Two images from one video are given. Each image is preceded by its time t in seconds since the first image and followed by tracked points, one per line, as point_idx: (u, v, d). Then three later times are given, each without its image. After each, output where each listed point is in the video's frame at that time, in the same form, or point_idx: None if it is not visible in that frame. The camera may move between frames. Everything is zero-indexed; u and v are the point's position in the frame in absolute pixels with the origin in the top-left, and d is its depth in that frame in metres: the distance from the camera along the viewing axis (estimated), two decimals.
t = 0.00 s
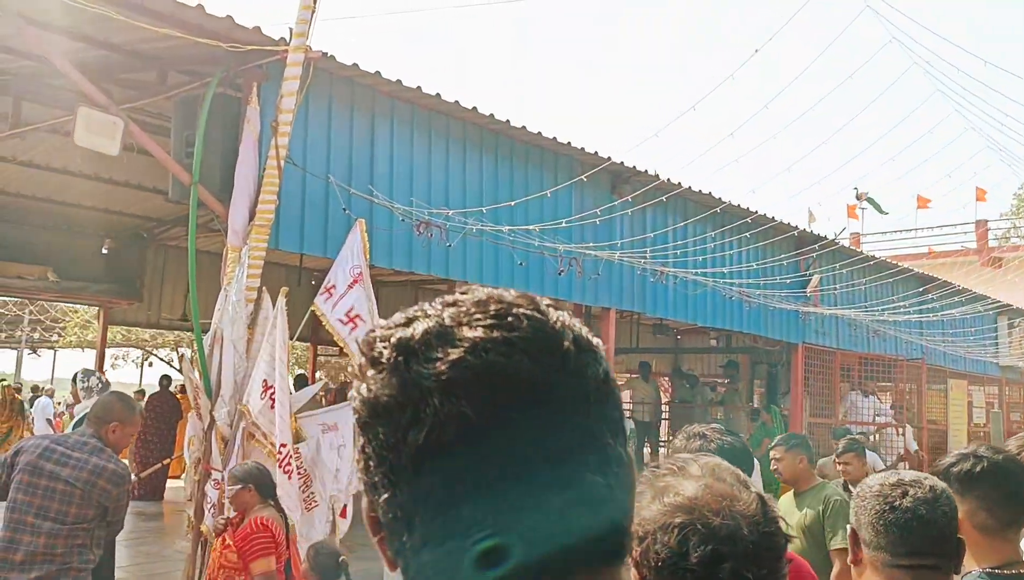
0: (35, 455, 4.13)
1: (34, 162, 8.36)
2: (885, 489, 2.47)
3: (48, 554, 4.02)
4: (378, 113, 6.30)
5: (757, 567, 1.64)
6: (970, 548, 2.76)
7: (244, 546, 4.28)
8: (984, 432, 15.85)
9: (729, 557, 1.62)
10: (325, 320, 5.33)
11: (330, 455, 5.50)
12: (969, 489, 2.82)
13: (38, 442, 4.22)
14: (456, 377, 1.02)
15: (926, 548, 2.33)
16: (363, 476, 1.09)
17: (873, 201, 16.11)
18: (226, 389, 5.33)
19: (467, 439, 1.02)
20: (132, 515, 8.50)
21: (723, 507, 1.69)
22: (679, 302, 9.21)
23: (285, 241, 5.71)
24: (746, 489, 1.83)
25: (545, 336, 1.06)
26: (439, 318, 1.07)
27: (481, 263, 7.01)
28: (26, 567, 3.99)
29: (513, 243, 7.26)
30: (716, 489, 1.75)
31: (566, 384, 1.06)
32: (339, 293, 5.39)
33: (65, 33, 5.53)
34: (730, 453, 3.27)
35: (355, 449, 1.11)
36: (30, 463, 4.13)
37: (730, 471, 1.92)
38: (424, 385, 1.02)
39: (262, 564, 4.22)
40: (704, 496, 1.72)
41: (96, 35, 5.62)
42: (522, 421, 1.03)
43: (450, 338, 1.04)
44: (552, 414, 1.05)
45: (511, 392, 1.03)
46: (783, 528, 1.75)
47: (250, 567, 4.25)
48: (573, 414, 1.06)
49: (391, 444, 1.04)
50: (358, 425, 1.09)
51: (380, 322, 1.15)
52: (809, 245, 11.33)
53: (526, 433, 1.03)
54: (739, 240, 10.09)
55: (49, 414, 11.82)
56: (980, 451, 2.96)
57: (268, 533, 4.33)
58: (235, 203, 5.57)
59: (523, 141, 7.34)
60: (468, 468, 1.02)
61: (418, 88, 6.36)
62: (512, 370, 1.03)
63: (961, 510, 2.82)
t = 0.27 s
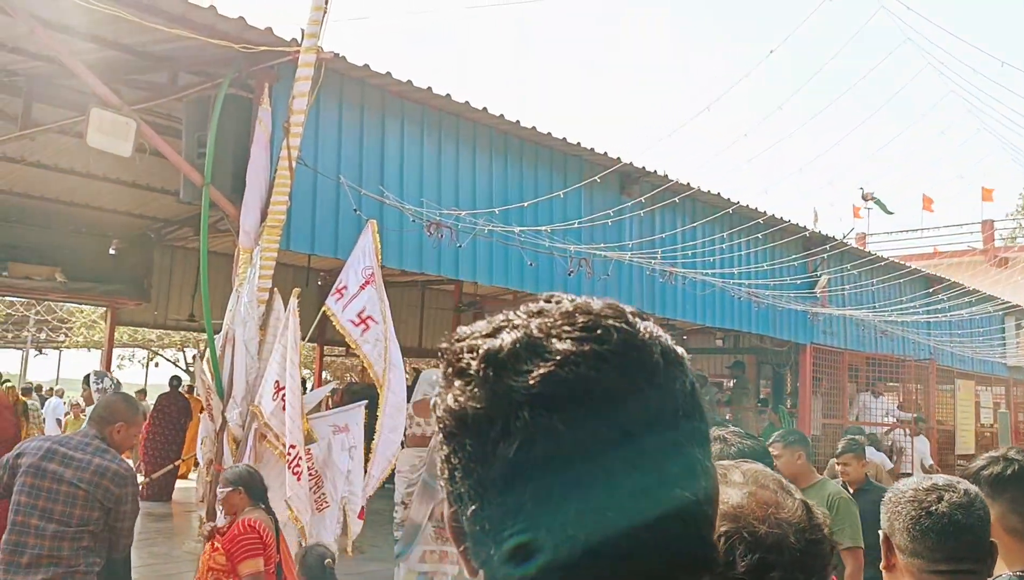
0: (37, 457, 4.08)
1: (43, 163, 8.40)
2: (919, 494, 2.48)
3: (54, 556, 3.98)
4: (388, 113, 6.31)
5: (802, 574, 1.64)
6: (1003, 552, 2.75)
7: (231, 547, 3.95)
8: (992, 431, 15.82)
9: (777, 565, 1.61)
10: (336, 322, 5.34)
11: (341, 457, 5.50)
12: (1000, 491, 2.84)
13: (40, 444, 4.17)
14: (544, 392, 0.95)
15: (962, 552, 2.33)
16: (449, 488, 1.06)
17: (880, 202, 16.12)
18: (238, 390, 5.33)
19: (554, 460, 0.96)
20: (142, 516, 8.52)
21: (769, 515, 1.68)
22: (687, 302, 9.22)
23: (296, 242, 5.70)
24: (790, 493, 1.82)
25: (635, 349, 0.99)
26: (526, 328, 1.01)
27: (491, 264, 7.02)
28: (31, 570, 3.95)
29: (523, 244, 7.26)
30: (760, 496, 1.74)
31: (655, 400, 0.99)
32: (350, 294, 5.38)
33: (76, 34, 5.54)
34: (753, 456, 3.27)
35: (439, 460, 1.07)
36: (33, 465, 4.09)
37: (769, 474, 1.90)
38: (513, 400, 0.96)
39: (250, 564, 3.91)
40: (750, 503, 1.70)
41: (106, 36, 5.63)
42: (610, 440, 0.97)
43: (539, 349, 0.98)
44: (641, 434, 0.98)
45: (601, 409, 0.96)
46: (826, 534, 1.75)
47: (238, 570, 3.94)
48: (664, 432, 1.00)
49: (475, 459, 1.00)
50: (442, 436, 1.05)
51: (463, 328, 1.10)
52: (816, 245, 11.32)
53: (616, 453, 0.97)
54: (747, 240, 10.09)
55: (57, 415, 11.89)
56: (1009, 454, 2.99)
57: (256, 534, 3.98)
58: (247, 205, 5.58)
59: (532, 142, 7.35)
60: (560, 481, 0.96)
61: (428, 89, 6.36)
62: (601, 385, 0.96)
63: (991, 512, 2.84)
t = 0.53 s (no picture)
0: (35, 459, 4.01)
1: (50, 163, 8.42)
2: (946, 496, 2.50)
3: (55, 558, 3.92)
4: (395, 114, 6.31)
5: None
6: None
7: (216, 541, 3.98)
8: (996, 431, 15.84)
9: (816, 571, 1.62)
10: (345, 322, 5.32)
11: (349, 457, 5.51)
12: None
13: (37, 445, 4.10)
14: (618, 401, 0.91)
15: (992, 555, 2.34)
16: (514, 495, 1.02)
17: (882, 203, 16.12)
18: (248, 390, 5.35)
19: (636, 474, 0.92)
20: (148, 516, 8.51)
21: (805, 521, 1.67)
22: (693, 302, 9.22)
23: (304, 243, 5.68)
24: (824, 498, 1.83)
25: (709, 358, 0.95)
26: (600, 334, 0.96)
27: (498, 263, 7.03)
28: (34, 572, 3.91)
29: (530, 244, 7.26)
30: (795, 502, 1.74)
31: (733, 409, 0.95)
32: (359, 294, 5.37)
33: (85, 35, 5.55)
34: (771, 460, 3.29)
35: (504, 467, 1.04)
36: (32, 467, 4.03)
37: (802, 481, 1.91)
38: (589, 407, 0.92)
39: (235, 559, 3.93)
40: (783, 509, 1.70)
41: (116, 37, 5.64)
42: (680, 443, 0.92)
43: (613, 357, 0.94)
44: (715, 447, 0.94)
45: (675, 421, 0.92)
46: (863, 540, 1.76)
47: (223, 564, 3.97)
48: (740, 446, 0.95)
49: (544, 468, 0.96)
50: (507, 442, 1.01)
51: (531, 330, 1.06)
52: (822, 246, 11.33)
53: (689, 467, 0.92)
54: (752, 241, 10.11)
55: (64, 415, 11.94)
56: None
57: (242, 528, 4.02)
58: (256, 206, 5.57)
59: (539, 142, 7.36)
60: (631, 490, 0.92)
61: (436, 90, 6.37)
62: (675, 396, 0.92)
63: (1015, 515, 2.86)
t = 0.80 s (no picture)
0: (34, 462, 3.86)
1: (56, 164, 8.43)
2: (974, 498, 2.51)
3: (61, 560, 3.78)
4: (403, 115, 6.31)
5: None
6: None
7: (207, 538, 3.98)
8: (1002, 432, 15.80)
9: None
10: (354, 322, 5.30)
11: (358, 457, 5.51)
12: None
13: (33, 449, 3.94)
14: (691, 402, 0.89)
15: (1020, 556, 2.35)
16: (577, 504, 1.00)
17: (885, 204, 16.13)
18: (257, 391, 5.33)
19: (721, 481, 0.88)
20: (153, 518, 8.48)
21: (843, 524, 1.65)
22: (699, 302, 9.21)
23: (313, 244, 5.67)
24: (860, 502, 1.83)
25: (781, 362, 0.93)
26: (668, 338, 0.95)
27: (505, 264, 7.02)
28: (39, 575, 3.77)
29: (537, 245, 7.27)
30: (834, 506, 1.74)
31: (806, 412, 0.93)
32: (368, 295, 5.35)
33: (93, 34, 5.55)
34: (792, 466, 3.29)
35: (566, 476, 1.02)
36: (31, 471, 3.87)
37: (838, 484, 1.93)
38: (662, 407, 0.90)
39: (222, 555, 3.92)
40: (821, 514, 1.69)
41: (124, 37, 5.64)
42: (758, 445, 0.90)
43: (685, 360, 0.92)
44: (791, 451, 0.91)
45: (748, 422, 0.90)
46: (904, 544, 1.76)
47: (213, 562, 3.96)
48: (818, 451, 0.92)
49: (614, 474, 0.93)
50: (569, 449, 0.99)
51: (593, 337, 1.05)
52: (827, 246, 11.33)
53: (769, 473, 0.89)
54: (758, 241, 10.11)
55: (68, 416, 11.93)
56: None
57: (233, 525, 4.02)
58: (265, 207, 5.58)
59: (545, 143, 7.36)
60: (710, 494, 0.88)
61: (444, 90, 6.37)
62: (747, 398, 0.90)
63: None
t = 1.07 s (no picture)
0: (40, 463, 3.86)
1: (63, 164, 8.44)
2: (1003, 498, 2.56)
3: (72, 560, 3.76)
4: (412, 115, 6.31)
5: None
6: None
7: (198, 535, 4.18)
8: (1008, 432, 15.76)
9: None
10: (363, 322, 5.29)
11: (367, 457, 5.51)
12: None
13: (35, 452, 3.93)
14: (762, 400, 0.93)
15: None
16: (638, 509, 1.02)
17: (890, 204, 16.11)
18: (266, 391, 5.35)
19: (790, 479, 0.92)
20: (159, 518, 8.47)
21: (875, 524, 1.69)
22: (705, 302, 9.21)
23: (322, 244, 5.65)
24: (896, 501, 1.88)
25: (845, 362, 0.97)
26: (733, 340, 0.98)
27: (513, 264, 7.01)
28: (50, 576, 3.76)
29: (545, 245, 7.26)
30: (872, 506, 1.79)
31: (872, 410, 0.98)
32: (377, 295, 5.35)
33: (102, 35, 5.56)
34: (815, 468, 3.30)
35: (629, 482, 1.04)
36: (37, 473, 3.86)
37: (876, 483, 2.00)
38: (733, 403, 0.93)
39: (211, 556, 4.10)
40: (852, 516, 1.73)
41: (132, 38, 5.65)
42: (832, 443, 0.93)
43: (756, 362, 0.95)
44: (862, 450, 0.95)
45: (819, 421, 0.94)
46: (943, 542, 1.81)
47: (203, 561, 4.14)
48: (883, 445, 0.96)
49: (684, 477, 0.95)
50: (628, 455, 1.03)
51: (649, 342, 1.08)
52: (833, 246, 11.34)
53: (838, 471, 0.93)
54: (764, 241, 10.12)
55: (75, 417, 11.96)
56: None
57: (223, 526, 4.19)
58: (275, 207, 5.58)
59: (552, 144, 7.38)
60: (788, 494, 0.92)
61: (452, 91, 6.38)
62: (818, 396, 0.94)
63: None
